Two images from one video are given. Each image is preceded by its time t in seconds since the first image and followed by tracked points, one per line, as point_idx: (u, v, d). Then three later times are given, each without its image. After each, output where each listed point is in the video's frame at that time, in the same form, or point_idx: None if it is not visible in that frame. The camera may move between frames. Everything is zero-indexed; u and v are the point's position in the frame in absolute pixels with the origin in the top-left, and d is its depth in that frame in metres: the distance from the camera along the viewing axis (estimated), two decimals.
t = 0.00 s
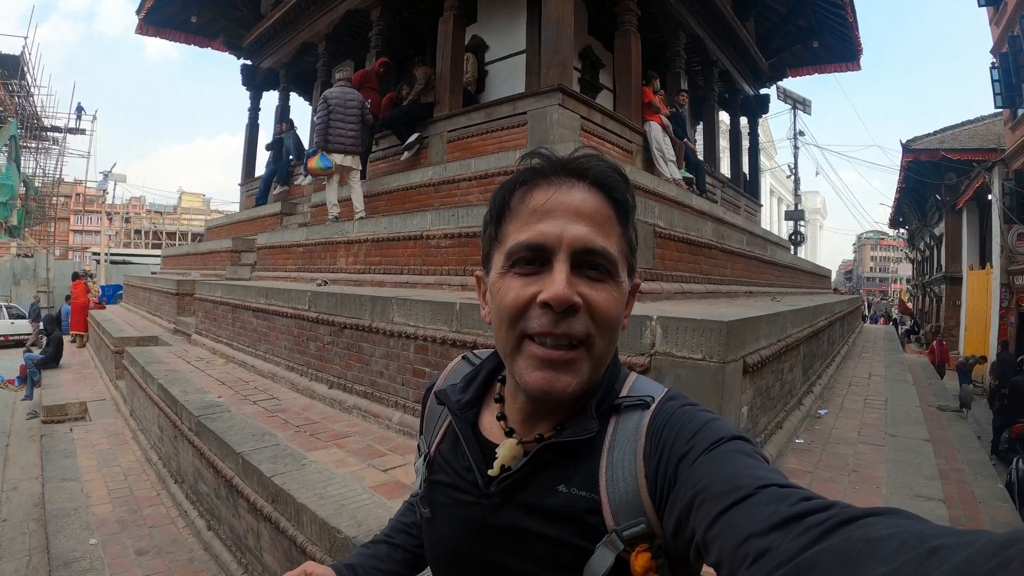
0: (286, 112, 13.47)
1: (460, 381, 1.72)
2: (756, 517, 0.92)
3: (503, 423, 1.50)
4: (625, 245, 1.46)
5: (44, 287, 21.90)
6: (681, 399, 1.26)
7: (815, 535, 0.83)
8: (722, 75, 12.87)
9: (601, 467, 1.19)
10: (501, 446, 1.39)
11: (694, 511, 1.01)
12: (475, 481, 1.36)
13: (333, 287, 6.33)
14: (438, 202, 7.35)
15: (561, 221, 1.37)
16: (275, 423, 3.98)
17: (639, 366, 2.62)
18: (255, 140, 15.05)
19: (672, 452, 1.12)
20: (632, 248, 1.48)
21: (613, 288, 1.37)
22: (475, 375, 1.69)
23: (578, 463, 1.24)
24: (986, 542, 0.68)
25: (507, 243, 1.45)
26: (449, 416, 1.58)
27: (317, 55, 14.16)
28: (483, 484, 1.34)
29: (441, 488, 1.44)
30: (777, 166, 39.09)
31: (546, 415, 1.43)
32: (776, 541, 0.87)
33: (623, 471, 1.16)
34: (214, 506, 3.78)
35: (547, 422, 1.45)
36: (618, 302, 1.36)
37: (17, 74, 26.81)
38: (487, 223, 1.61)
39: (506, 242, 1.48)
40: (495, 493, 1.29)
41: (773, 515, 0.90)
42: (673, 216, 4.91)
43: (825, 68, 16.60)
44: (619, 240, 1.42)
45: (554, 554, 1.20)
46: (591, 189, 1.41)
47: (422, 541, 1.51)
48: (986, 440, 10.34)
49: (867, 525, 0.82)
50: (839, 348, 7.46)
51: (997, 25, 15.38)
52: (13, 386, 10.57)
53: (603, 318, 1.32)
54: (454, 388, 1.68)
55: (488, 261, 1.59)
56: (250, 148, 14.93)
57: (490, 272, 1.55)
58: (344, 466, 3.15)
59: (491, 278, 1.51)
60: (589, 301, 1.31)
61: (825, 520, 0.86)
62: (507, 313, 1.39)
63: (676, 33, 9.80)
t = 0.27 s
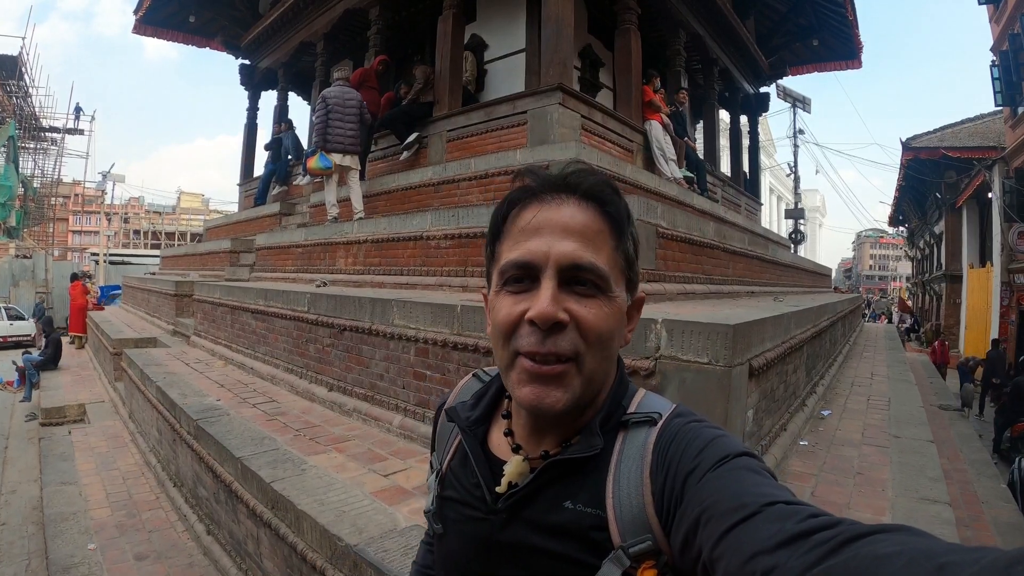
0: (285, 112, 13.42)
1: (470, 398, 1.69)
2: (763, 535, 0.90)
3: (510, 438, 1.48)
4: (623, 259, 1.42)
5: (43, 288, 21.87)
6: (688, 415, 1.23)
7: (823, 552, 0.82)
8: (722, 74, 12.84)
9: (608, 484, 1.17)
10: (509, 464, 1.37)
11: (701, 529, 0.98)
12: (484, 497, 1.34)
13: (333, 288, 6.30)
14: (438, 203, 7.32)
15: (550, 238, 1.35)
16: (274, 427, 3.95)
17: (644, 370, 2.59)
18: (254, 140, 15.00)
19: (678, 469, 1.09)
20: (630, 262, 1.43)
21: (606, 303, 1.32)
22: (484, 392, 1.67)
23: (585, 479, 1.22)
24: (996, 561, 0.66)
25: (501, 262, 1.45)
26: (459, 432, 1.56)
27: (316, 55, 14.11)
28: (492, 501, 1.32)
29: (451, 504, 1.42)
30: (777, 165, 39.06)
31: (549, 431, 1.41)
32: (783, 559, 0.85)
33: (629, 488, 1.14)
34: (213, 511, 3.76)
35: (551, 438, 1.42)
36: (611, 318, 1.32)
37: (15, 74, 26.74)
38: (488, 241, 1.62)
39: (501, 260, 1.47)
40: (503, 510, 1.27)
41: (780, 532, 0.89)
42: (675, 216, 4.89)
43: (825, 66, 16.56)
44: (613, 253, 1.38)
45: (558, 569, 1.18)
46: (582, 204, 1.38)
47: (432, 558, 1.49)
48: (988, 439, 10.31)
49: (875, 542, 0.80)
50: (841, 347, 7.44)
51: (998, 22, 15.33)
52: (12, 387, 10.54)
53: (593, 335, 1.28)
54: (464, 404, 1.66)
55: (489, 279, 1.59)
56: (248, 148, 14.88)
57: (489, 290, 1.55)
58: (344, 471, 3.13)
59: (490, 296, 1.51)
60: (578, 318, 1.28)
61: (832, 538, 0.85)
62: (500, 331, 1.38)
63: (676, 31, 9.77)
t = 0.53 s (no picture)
0: (283, 110, 13.36)
1: (488, 406, 1.67)
2: (777, 536, 0.88)
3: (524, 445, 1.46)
4: (633, 264, 1.39)
5: (40, 288, 21.81)
6: (704, 421, 1.20)
7: (838, 554, 0.80)
8: (722, 71, 12.80)
9: (623, 488, 1.15)
10: (524, 468, 1.35)
11: (717, 534, 0.96)
12: (501, 502, 1.33)
13: (332, 288, 6.26)
14: (438, 202, 7.29)
15: (558, 245, 1.33)
16: (274, 428, 3.92)
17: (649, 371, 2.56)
18: (252, 138, 14.94)
19: (692, 474, 1.06)
20: (641, 267, 1.40)
21: (616, 307, 1.29)
22: (502, 399, 1.64)
23: (602, 484, 1.19)
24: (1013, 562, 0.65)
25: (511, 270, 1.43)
26: (476, 440, 1.54)
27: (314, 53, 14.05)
28: (509, 506, 1.30)
29: (469, 510, 1.40)
30: (776, 163, 39.05)
31: (563, 437, 1.38)
32: (800, 561, 0.83)
33: (644, 491, 1.11)
34: (213, 513, 3.74)
35: (565, 443, 1.39)
36: (621, 323, 1.29)
37: (12, 74, 26.61)
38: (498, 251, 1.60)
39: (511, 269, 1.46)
40: (520, 515, 1.26)
41: (796, 534, 0.87)
42: (677, 214, 4.86)
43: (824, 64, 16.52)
44: (622, 258, 1.35)
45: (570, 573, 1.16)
46: (590, 210, 1.37)
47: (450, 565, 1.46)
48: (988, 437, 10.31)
49: (889, 542, 0.79)
50: (842, 344, 7.43)
51: (997, 20, 15.30)
52: (10, 388, 10.50)
53: (602, 340, 1.25)
54: (482, 412, 1.64)
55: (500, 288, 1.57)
56: (246, 147, 14.83)
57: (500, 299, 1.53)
58: (346, 474, 3.10)
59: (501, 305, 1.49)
60: (588, 324, 1.25)
61: (848, 538, 0.83)
62: (511, 339, 1.36)
63: (676, 29, 9.76)
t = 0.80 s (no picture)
0: (280, 109, 13.33)
1: (484, 414, 1.64)
2: (773, 533, 0.86)
3: (521, 451, 1.44)
4: (629, 266, 1.42)
5: (38, 286, 21.78)
6: (699, 418, 1.19)
7: (836, 550, 0.78)
8: (720, 70, 12.78)
9: (620, 489, 1.13)
10: (520, 474, 1.35)
11: (714, 531, 0.94)
12: (500, 509, 1.31)
13: (330, 287, 6.24)
14: (436, 201, 7.27)
15: (564, 242, 1.33)
16: (271, 428, 3.91)
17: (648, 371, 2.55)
18: (250, 137, 14.91)
19: (688, 471, 1.05)
20: (635, 269, 1.43)
21: (618, 305, 1.31)
22: (495, 408, 1.61)
23: (597, 484, 1.18)
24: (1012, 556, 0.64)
25: (512, 269, 1.40)
26: (474, 448, 1.52)
27: (311, 51, 14.01)
28: (509, 511, 1.29)
29: (470, 518, 1.38)
30: (774, 162, 39.06)
31: (563, 437, 1.36)
32: (796, 558, 0.82)
33: (640, 491, 1.10)
34: (210, 514, 3.72)
35: (563, 445, 1.39)
36: (625, 320, 1.30)
37: (10, 72, 26.53)
38: (491, 254, 1.56)
39: (510, 268, 1.43)
40: (520, 520, 1.24)
41: (792, 530, 0.85)
42: (675, 212, 4.84)
43: (823, 63, 16.50)
44: (621, 259, 1.37)
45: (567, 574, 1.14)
46: (590, 211, 1.39)
47: None
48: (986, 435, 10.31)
49: (887, 538, 0.77)
50: (841, 344, 7.41)
51: (996, 18, 15.28)
52: (8, 388, 10.49)
53: (611, 335, 1.25)
54: (477, 420, 1.61)
55: (494, 291, 1.53)
56: (244, 145, 14.79)
57: (496, 301, 1.49)
58: (343, 474, 3.08)
59: (498, 306, 1.46)
60: (596, 319, 1.25)
61: (844, 535, 0.82)
62: (516, 338, 1.32)
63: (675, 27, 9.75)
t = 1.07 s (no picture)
0: (281, 107, 13.32)
1: (479, 425, 1.63)
2: (774, 535, 0.85)
3: (520, 458, 1.44)
4: (624, 270, 1.44)
5: (39, 285, 21.79)
6: (695, 418, 1.18)
7: (837, 551, 0.77)
8: (722, 69, 12.75)
9: (618, 491, 1.13)
10: (520, 479, 1.35)
11: (713, 532, 0.93)
12: (499, 515, 1.31)
13: (331, 286, 6.24)
14: (437, 200, 7.26)
15: (564, 247, 1.33)
16: (271, 429, 3.90)
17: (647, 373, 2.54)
18: (251, 136, 14.90)
19: (686, 473, 1.04)
20: (630, 274, 1.44)
21: (616, 308, 1.32)
22: (490, 418, 1.59)
23: (595, 487, 1.18)
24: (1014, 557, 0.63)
25: (511, 273, 1.38)
26: (471, 459, 1.51)
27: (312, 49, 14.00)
28: (509, 517, 1.28)
29: (469, 527, 1.37)
30: (775, 161, 39.01)
31: (560, 438, 1.36)
32: (797, 559, 0.81)
33: (638, 492, 1.09)
34: (210, 514, 3.72)
35: (560, 446, 1.38)
36: (623, 324, 1.31)
37: (12, 71, 26.53)
38: (487, 257, 1.54)
39: (509, 272, 1.41)
40: (520, 525, 1.23)
41: (792, 531, 0.84)
42: (677, 213, 4.83)
43: (825, 62, 16.46)
44: (617, 264, 1.38)
45: None
46: (588, 216, 1.39)
47: None
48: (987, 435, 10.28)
49: (888, 538, 0.76)
50: (843, 344, 7.38)
51: (998, 17, 15.23)
52: (8, 386, 10.50)
53: (611, 339, 1.26)
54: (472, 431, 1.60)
55: (491, 295, 1.52)
56: (245, 144, 14.78)
57: (493, 305, 1.47)
58: (342, 475, 3.08)
59: (496, 310, 1.43)
60: (597, 323, 1.25)
61: (844, 535, 0.81)
62: (516, 342, 1.31)
63: (677, 26, 9.77)
